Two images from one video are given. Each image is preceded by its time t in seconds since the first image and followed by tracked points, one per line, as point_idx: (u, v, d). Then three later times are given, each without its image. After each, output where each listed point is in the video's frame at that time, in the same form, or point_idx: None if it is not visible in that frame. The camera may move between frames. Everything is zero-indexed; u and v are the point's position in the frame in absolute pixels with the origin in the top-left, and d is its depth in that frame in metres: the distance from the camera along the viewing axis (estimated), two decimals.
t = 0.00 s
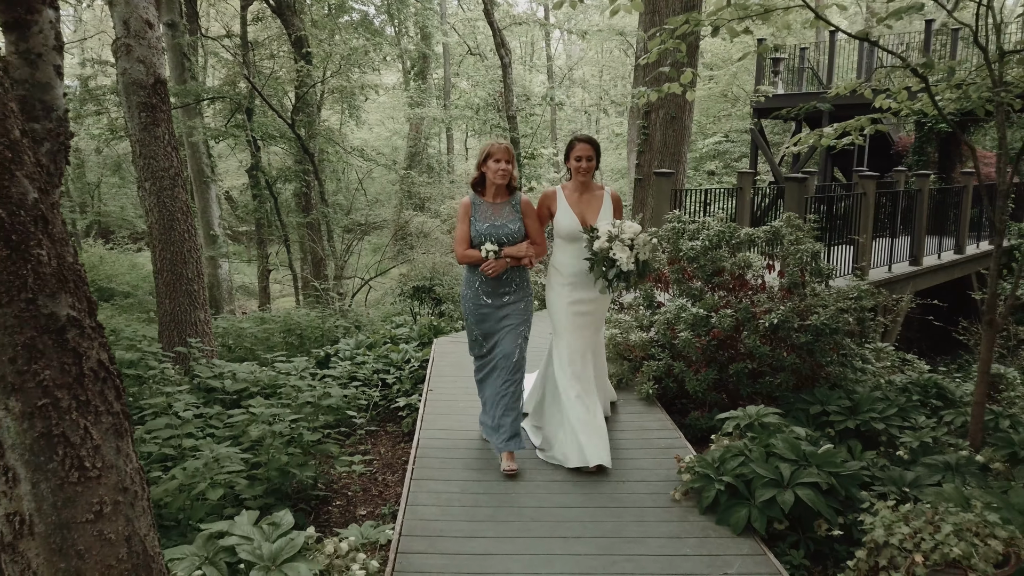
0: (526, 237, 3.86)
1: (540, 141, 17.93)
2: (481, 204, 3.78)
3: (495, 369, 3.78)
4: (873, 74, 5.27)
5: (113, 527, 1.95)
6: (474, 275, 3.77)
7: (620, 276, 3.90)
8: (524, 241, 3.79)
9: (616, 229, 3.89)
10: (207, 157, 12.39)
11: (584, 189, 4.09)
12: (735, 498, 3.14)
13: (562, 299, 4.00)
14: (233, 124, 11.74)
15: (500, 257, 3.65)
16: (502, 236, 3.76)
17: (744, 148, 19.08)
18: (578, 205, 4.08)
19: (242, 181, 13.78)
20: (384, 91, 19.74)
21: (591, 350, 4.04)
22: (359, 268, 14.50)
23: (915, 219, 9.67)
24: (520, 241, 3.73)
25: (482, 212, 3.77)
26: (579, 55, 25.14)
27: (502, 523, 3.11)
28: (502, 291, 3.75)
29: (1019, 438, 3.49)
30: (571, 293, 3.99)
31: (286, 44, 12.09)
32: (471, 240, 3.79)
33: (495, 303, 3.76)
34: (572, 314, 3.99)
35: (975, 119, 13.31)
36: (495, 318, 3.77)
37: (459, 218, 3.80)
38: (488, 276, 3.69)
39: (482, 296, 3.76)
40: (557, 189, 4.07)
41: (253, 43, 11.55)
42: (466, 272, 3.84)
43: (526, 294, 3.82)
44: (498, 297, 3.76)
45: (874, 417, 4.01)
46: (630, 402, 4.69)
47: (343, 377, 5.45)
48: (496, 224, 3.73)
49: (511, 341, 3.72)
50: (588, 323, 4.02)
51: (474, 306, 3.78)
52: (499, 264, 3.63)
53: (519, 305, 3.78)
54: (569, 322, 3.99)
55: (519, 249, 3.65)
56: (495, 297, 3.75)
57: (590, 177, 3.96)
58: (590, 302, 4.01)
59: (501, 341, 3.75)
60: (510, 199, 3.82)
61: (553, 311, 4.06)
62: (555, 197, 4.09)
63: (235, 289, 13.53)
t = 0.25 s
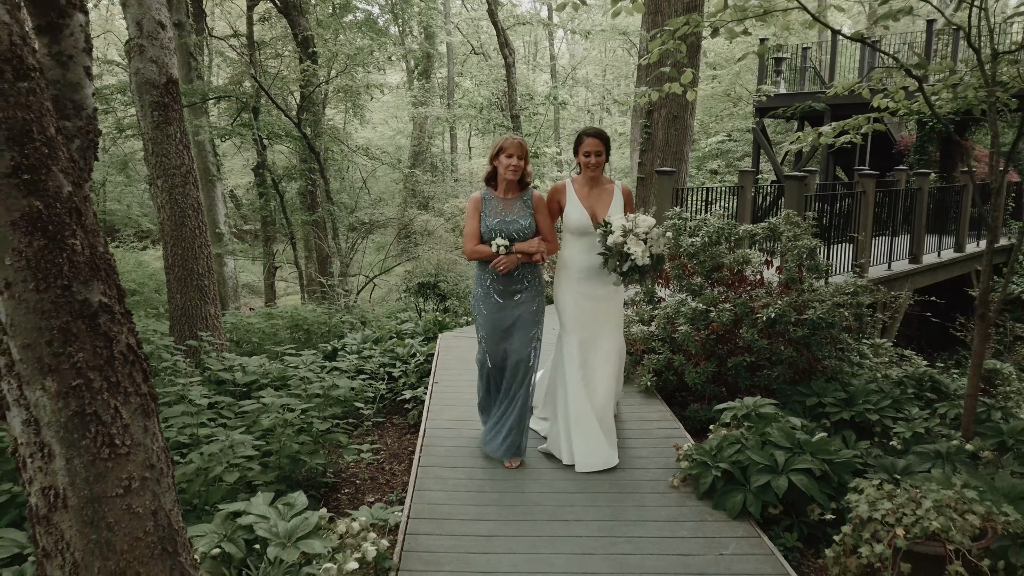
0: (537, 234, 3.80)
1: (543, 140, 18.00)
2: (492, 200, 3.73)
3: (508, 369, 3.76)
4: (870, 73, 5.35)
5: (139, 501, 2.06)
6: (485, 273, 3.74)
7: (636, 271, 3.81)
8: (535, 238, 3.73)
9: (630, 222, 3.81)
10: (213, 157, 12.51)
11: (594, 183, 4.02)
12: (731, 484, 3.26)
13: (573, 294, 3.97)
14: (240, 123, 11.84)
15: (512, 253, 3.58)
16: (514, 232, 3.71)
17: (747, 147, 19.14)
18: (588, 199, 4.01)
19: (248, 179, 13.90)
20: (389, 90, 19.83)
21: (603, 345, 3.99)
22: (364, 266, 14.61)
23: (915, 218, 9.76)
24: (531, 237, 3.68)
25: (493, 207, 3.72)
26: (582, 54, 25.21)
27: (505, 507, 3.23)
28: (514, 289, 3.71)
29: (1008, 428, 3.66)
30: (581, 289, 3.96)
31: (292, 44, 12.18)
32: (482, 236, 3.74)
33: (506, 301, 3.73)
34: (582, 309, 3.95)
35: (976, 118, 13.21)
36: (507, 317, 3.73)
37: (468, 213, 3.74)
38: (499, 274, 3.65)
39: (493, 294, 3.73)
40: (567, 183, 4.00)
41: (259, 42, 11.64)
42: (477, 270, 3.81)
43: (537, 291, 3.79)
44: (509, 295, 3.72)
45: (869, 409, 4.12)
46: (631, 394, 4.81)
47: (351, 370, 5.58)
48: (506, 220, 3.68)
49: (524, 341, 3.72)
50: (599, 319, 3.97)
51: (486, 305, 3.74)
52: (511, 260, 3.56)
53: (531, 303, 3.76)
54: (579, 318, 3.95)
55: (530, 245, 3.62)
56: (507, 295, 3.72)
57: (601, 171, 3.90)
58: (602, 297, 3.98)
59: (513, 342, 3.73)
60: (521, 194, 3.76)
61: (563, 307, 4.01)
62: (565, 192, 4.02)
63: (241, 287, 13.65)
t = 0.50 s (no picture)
0: (549, 232, 3.56)
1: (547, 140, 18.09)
2: (503, 196, 3.46)
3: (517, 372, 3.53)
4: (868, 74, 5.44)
5: (166, 479, 2.18)
6: (494, 269, 3.46)
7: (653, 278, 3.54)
8: (548, 237, 3.49)
9: (644, 227, 3.51)
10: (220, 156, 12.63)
11: (608, 182, 3.67)
12: (729, 472, 3.37)
13: (581, 299, 3.69)
14: (246, 123, 11.95)
15: (523, 253, 3.33)
16: (524, 232, 3.45)
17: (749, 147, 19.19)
18: (598, 201, 3.67)
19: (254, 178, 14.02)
20: (393, 90, 19.93)
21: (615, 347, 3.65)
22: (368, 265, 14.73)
23: (915, 217, 9.85)
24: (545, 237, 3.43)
25: (504, 205, 3.45)
26: (586, 54, 25.30)
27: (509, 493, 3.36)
28: (524, 287, 3.47)
29: (996, 418, 3.81)
30: (590, 290, 3.67)
31: (298, 45, 12.30)
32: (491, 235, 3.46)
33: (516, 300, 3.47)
34: (590, 313, 3.67)
35: (974, 120, 13.07)
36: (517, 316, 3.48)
37: (478, 210, 3.45)
38: (509, 273, 3.40)
39: (503, 293, 3.45)
40: (578, 182, 3.67)
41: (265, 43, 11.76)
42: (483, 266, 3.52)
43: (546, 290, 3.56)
44: (519, 293, 3.46)
45: (865, 402, 4.23)
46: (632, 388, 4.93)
47: (358, 365, 5.69)
48: (518, 219, 3.43)
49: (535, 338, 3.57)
50: (609, 321, 3.66)
51: (494, 303, 3.47)
52: (522, 261, 3.31)
53: (540, 301, 3.54)
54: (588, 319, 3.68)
55: (542, 244, 3.36)
56: (516, 293, 3.46)
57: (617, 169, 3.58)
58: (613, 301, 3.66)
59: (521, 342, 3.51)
60: (533, 192, 3.50)
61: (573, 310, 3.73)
62: (575, 190, 3.69)
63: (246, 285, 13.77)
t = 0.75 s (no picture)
0: (552, 241, 3.52)
1: (547, 141, 18.15)
2: (504, 206, 3.41)
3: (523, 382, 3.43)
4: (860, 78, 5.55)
5: (181, 469, 2.28)
6: (499, 279, 3.39)
7: (656, 292, 3.44)
8: (552, 246, 3.43)
9: (649, 238, 3.44)
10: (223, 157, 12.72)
11: (615, 191, 3.67)
12: (722, 466, 3.47)
13: (588, 308, 3.62)
14: (249, 124, 12.03)
15: (528, 262, 3.27)
16: (527, 239, 3.40)
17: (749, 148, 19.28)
18: (609, 207, 3.67)
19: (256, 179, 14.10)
20: (394, 91, 20.01)
21: (622, 359, 3.53)
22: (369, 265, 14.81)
23: (911, 218, 9.94)
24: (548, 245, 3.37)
25: (506, 214, 3.40)
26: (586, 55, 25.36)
27: (507, 485, 3.47)
28: (531, 297, 3.39)
29: (983, 414, 3.88)
30: (598, 300, 3.60)
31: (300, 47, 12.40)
32: (494, 244, 3.41)
33: (521, 310, 3.40)
34: (597, 321, 3.59)
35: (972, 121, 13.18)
36: (523, 326, 3.42)
37: (479, 221, 3.40)
38: (514, 283, 3.32)
39: (508, 303, 3.38)
40: (586, 190, 3.67)
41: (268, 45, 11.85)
42: (487, 276, 3.45)
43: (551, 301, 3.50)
44: (525, 304, 3.39)
45: (857, 399, 4.33)
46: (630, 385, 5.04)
47: (361, 363, 5.79)
48: (521, 228, 3.37)
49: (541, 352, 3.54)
50: (618, 331, 3.57)
51: (501, 313, 3.40)
52: (527, 271, 3.26)
53: (546, 311, 3.48)
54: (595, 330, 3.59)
55: (546, 254, 3.29)
56: (523, 303, 3.38)
57: (622, 176, 3.52)
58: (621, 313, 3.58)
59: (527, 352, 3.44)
60: (535, 201, 3.45)
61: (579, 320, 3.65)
62: (583, 197, 3.68)
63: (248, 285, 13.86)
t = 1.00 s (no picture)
0: (554, 239, 3.54)
1: (546, 141, 18.20)
2: (505, 203, 3.43)
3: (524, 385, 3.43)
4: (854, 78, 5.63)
5: (193, 457, 2.38)
6: (499, 281, 3.42)
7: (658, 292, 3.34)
8: (553, 244, 3.45)
9: (652, 236, 3.34)
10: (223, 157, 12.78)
11: (620, 187, 3.62)
12: (715, 457, 3.56)
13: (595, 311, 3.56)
14: (250, 124, 12.08)
15: (528, 262, 3.30)
16: (530, 238, 3.42)
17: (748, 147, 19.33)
18: (613, 205, 3.63)
19: (256, 179, 14.17)
20: (393, 91, 20.04)
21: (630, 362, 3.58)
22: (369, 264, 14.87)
23: (907, 217, 10.02)
24: (549, 244, 3.39)
25: (507, 211, 3.42)
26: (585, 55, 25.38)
27: (505, 477, 3.58)
28: (530, 298, 3.40)
29: (970, 407, 3.97)
30: (605, 301, 3.55)
31: (301, 47, 12.46)
32: (495, 242, 3.43)
33: (522, 311, 3.41)
34: (604, 325, 3.54)
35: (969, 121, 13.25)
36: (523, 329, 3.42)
37: (480, 218, 3.41)
38: (516, 284, 3.35)
39: (507, 304, 3.40)
40: (590, 187, 3.64)
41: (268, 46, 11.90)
42: (488, 277, 3.48)
43: (554, 301, 3.47)
44: (525, 306, 3.41)
45: (848, 394, 4.42)
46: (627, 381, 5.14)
47: (362, 360, 5.89)
48: (524, 225, 3.39)
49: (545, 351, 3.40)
50: (624, 334, 3.56)
51: (499, 316, 3.42)
52: (528, 270, 3.28)
53: (549, 312, 3.45)
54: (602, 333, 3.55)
55: (548, 253, 3.33)
56: (522, 305, 3.40)
57: (626, 173, 3.52)
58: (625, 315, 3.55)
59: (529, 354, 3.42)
60: (537, 197, 3.48)
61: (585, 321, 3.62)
62: (588, 194, 3.65)
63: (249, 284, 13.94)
